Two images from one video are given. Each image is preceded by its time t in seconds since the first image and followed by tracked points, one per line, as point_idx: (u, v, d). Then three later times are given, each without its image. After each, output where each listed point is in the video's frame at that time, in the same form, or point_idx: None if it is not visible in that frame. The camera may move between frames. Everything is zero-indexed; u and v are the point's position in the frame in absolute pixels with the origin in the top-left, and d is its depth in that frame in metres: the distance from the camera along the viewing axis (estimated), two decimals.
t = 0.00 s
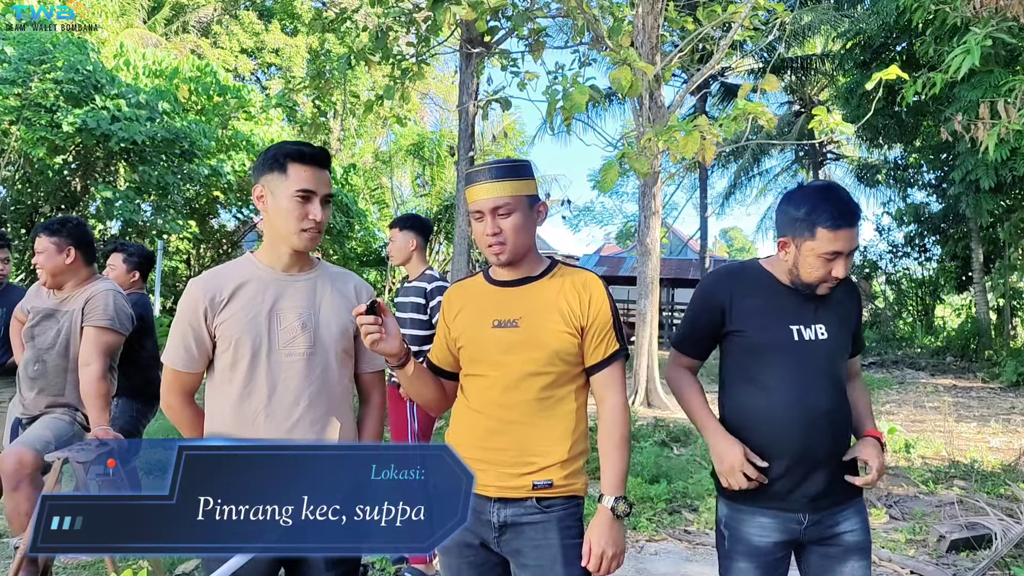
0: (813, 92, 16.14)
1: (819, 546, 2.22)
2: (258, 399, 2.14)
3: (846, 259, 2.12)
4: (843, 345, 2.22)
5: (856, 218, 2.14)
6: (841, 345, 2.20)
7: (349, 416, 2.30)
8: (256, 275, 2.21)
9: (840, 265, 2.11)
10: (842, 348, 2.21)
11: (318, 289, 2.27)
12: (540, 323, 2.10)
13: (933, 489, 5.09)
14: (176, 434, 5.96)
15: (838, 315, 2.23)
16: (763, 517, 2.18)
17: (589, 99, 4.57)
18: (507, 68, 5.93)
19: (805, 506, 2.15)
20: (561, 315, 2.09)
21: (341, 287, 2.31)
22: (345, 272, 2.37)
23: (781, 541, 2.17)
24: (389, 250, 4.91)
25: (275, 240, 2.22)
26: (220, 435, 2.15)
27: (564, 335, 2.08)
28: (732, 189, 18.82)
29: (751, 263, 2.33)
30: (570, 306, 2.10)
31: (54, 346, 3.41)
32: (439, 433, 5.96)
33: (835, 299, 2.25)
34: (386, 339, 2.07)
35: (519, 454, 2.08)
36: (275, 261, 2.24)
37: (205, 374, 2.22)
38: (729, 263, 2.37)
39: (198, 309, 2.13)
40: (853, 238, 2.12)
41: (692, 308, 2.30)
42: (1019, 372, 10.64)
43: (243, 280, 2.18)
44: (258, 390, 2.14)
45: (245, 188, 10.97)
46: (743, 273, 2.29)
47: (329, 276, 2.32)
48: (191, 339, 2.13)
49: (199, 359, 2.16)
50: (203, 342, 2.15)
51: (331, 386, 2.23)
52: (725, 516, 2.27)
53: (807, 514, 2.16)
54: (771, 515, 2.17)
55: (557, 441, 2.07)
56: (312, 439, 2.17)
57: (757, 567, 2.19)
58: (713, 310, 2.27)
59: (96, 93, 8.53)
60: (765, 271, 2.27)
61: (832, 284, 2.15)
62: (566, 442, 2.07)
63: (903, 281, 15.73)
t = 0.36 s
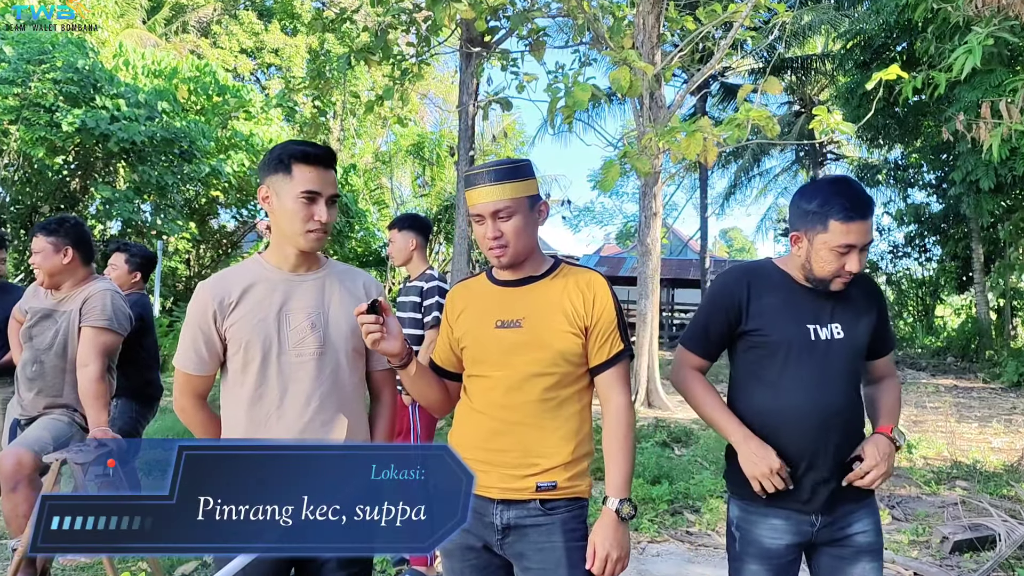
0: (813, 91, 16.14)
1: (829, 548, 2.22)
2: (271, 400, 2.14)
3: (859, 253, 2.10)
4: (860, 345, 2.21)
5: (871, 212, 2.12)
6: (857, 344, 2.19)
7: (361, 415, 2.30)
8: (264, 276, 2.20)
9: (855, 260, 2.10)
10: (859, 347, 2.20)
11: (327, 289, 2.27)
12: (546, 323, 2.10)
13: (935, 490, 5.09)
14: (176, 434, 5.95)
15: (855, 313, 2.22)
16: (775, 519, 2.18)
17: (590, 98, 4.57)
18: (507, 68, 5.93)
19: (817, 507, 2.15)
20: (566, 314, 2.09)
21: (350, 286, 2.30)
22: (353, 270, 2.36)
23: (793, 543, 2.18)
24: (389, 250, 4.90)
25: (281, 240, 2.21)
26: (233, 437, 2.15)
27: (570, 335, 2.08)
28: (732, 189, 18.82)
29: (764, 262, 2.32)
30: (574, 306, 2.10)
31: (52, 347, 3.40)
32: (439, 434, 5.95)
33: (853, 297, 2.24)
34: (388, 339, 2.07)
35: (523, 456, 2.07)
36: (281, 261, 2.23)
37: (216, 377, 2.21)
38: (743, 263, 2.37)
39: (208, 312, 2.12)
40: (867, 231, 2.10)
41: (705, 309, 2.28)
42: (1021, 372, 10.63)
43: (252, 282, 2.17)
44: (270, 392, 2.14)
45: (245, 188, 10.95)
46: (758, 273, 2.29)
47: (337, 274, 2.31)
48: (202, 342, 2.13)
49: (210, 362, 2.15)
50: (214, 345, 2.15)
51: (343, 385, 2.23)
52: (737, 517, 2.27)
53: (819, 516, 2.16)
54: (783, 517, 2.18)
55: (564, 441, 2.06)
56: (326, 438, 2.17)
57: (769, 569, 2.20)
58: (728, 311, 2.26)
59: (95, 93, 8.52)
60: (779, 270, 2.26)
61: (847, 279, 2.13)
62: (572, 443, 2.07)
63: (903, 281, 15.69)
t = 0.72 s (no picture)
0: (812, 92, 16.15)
1: (829, 547, 2.22)
2: (264, 400, 2.14)
3: (861, 254, 2.09)
4: (864, 347, 2.20)
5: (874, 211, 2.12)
6: (860, 347, 2.18)
7: (355, 415, 2.30)
8: (259, 274, 2.20)
9: (858, 259, 2.09)
10: (862, 351, 2.19)
11: (322, 289, 2.27)
12: (547, 324, 2.09)
13: (936, 490, 5.09)
14: (176, 435, 5.95)
15: (858, 315, 2.21)
16: (775, 521, 2.18)
17: (590, 98, 4.58)
18: (507, 69, 5.93)
19: (819, 510, 2.14)
20: (568, 315, 2.09)
21: (346, 286, 2.31)
22: (348, 270, 2.37)
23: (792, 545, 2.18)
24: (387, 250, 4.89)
25: (279, 240, 2.21)
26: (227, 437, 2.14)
27: (571, 337, 2.07)
28: (732, 189, 18.83)
29: (766, 263, 2.32)
30: (576, 307, 2.10)
31: (50, 347, 3.40)
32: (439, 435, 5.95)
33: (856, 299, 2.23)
34: (389, 340, 2.06)
35: (525, 457, 2.07)
36: (278, 261, 2.23)
37: (210, 378, 2.20)
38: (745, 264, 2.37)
39: (202, 311, 2.12)
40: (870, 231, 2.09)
41: (707, 311, 2.28)
42: (1021, 372, 10.63)
43: (247, 280, 2.17)
44: (264, 392, 2.13)
45: (245, 188, 10.94)
46: (760, 274, 2.28)
47: (333, 275, 2.31)
48: (196, 340, 2.12)
49: (204, 362, 2.15)
50: (208, 344, 2.14)
51: (338, 385, 2.23)
52: (737, 517, 2.27)
53: (820, 518, 2.16)
54: (784, 518, 2.18)
55: (566, 443, 2.06)
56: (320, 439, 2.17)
57: (769, 570, 2.20)
58: (730, 312, 2.25)
59: (94, 93, 8.51)
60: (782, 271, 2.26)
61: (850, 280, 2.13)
62: (573, 444, 2.06)
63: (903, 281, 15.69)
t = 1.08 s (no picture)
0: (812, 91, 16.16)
1: (821, 542, 2.24)
2: (247, 398, 2.14)
3: (878, 255, 2.08)
4: (864, 354, 2.19)
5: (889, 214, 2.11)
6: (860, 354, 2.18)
7: (338, 415, 2.32)
8: (246, 272, 2.21)
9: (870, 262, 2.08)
10: (861, 357, 2.19)
11: (309, 289, 2.29)
12: (547, 323, 2.09)
13: (936, 490, 5.09)
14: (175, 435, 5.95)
15: (861, 322, 2.20)
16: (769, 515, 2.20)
17: (589, 96, 4.58)
18: (506, 68, 5.93)
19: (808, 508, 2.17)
20: (567, 314, 2.09)
21: (332, 286, 2.33)
22: (334, 271, 2.39)
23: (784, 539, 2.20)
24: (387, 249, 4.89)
25: (269, 237, 2.22)
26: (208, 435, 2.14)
27: (570, 336, 2.07)
28: (731, 188, 18.83)
29: (770, 263, 2.32)
30: (577, 306, 2.10)
31: (48, 347, 3.40)
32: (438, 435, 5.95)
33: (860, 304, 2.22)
34: (389, 338, 2.06)
35: (525, 456, 2.07)
36: (266, 259, 2.24)
37: (190, 375, 2.20)
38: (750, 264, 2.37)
39: (187, 307, 2.12)
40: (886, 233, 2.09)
41: (709, 311, 2.28)
42: (1021, 372, 10.63)
43: (234, 278, 2.18)
44: (249, 391, 2.13)
45: (245, 188, 10.93)
46: (765, 274, 2.28)
47: (319, 275, 2.33)
48: (180, 337, 2.12)
49: (187, 359, 2.15)
50: (192, 342, 2.14)
51: (323, 386, 2.25)
52: (731, 514, 2.29)
53: (810, 514, 2.18)
54: (776, 513, 2.19)
55: (564, 444, 2.06)
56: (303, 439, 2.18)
57: (763, 564, 2.21)
58: (732, 312, 2.25)
59: (93, 92, 8.50)
60: (789, 272, 2.26)
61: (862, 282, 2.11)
62: (571, 446, 2.06)
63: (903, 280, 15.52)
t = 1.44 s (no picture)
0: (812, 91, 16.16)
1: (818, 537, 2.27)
2: (247, 397, 2.13)
3: (931, 286, 2.05)
4: (883, 380, 2.22)
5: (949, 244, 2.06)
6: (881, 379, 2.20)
7: (337, 413, 2.32)
8: (244, 273, 2.20)
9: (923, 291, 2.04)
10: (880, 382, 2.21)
11: (308, 288, 2.29)
12: (550, 322, 2.09)
13: (937, 489, 5.10)
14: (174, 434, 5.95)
15: (889, 349, 2.20)
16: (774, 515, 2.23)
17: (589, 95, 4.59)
18: (506, 67, 5.93)
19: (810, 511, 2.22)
20: (571, 314, 2.09)
21: (329, 286, 2.34)
22: (331, 272, 2.41)
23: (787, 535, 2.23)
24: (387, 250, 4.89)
25: (268, 237, 2.22)
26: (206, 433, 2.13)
27: (573, 335, 2.07)
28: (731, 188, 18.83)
29: (816, 277, 2.23)
30: (579, 305, 2.10)
31: (48, 346, 3.40)
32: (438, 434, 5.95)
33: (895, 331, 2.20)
34: (391, 338, 2.06)
35: (527, 455, 2.07)
36: (265, 259, 2.24)
37: (187, 375, 2.19)
38: (793, 277, 2.27)
39: (186, 307, 2.11)
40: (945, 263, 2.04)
41: (750, 327, 2.16)
42: (1020, 372, 10.64)
43: (232, 277, 2.17)
44: (249, 391, 2.13)
45: (245, 187, 10.92)
46: (815, 292, 2.18)
47: (317, 275, 2.34)
48: (178, 336, 2.11)
49: (184, 359, 2.14)
50: (189, 341, 2.14)
51: (322, 384, 2.26)
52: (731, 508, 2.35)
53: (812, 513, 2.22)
54: (779, 510, 2.22)
55: (567, 444, 2.05)
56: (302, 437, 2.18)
57: (764, 560, 2.23)
58: (779, 332, 2.14)
59: (93, 91, 8.50)
60: (840, 293, 2.17)
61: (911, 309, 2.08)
62: (573, 445, 2.06)
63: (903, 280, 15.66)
